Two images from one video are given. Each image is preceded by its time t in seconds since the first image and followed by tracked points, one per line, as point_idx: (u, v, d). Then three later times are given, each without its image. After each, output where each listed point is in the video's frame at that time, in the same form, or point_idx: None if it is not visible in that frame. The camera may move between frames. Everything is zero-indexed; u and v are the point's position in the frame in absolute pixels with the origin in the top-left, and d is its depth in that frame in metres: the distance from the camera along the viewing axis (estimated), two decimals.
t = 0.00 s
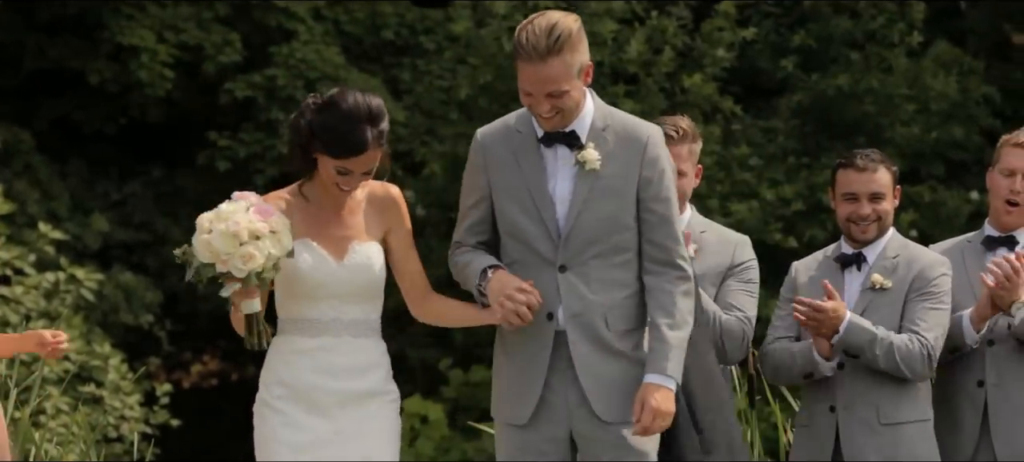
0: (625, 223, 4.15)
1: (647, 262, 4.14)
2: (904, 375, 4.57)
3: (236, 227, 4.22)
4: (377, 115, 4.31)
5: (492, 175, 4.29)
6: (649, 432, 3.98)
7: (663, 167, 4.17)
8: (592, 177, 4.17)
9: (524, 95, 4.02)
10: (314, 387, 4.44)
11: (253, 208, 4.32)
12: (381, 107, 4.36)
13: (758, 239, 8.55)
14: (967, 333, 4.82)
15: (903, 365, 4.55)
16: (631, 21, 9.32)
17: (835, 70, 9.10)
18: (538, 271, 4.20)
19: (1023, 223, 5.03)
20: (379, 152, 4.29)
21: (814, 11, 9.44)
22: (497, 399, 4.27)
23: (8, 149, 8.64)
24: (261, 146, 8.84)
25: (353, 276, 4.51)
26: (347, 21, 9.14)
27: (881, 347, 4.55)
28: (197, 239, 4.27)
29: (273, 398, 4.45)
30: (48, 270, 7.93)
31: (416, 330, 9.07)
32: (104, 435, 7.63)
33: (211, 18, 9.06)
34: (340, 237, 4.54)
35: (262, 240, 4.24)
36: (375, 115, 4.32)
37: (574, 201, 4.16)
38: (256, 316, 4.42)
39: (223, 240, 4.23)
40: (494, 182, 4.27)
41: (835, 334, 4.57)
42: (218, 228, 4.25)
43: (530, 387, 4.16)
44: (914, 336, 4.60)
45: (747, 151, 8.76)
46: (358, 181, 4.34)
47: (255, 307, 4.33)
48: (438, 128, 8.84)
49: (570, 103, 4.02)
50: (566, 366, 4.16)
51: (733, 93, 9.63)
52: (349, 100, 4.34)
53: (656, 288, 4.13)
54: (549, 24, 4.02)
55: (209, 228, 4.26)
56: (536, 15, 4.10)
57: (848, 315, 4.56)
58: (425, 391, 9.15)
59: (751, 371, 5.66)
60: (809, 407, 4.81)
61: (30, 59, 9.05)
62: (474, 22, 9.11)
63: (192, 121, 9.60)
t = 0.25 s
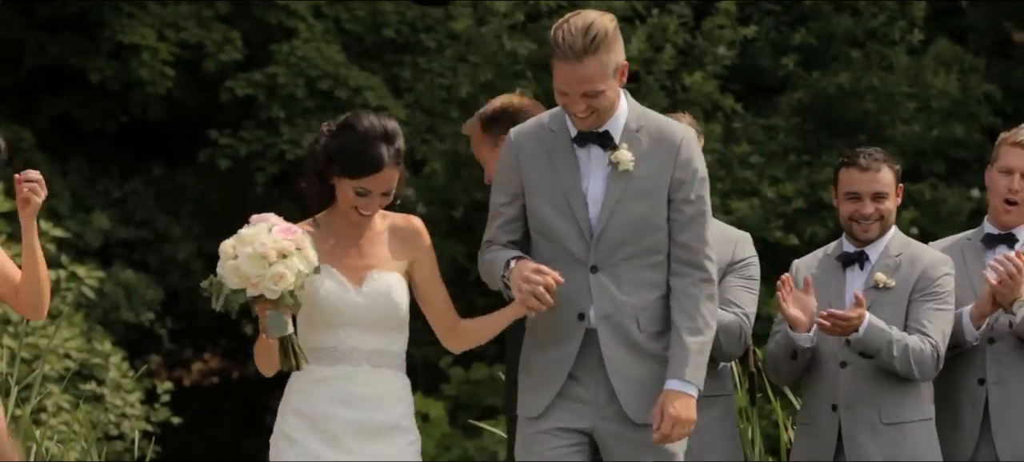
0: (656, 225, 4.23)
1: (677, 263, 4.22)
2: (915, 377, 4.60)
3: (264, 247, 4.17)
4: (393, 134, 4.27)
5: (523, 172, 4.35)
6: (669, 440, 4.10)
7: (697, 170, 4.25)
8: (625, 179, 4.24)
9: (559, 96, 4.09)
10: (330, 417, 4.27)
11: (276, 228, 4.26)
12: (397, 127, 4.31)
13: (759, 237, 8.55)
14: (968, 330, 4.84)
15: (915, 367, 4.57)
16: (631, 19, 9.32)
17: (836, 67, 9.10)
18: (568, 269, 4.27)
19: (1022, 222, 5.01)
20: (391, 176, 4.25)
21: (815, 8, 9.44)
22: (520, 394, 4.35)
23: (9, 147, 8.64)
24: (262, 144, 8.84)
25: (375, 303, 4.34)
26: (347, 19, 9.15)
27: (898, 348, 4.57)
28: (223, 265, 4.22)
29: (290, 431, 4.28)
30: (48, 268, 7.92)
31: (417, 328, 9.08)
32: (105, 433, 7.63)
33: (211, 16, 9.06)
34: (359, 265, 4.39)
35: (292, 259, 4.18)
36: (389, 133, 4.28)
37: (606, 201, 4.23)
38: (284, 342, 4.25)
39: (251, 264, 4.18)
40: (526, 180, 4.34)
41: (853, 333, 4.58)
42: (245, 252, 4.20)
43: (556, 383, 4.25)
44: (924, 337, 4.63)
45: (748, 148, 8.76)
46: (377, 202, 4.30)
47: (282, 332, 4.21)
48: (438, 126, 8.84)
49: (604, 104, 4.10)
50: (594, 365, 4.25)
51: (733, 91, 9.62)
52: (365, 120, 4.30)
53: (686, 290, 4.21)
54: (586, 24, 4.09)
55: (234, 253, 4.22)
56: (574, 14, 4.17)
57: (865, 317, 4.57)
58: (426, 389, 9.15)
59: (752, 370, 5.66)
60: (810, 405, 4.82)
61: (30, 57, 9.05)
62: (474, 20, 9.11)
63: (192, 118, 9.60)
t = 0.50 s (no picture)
0: (669, 228, 4.09)
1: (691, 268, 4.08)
2: (913, 372, 4.59)
3: (279, 255, 4.10)
4: (428, 149, 4.22)
5: (536, 175, 4.24)
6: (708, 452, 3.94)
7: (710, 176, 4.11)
8: (637, 181, 4.11)
9: (574, 97, 4.01)
10: (349, 420, 4.24)
11: (295, 234, 4.20)
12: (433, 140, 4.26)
13: (759, 235, 8.55)
14: (971, 331, 4.83)
15: (915, 362, 4.57)
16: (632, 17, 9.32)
17: (836, 65, 9.10)
18: (579, 272, 4.14)
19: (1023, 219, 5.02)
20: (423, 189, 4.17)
21: (815, 6, 9.44)
22: (531, 402, 4.22)
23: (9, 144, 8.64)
24: (262, 141, 8.84)
25: (397, 312, 4.32)
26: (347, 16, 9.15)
27: (894, 341, 4.56)
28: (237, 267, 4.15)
29: (306, 430, 4.25)
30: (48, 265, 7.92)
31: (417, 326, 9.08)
32: (105, 430, 7.62)
33: (211, 13, 9.06)
34: (383, 271, 4.37)
35: (306, 268, 4.11)
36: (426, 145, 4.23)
37: (617, 204, 4.10)
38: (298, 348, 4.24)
39: (266, 269, 4.11)
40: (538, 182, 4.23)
41: (848, 325, 4.58)
42: (259, 257, 4.13)
43: (565, 388, 4.12)
44: (923, 333, 4.61)
45: (748, 146, 8.75)
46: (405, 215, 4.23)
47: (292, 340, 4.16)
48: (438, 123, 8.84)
49: (620, 102, 4.00)
50: (604, 370, 4.11)
51: (733, 89, 9.62)
52: (400, 131, 4.24)
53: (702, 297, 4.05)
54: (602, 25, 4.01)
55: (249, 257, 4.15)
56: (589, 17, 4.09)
57: (861, 309, 4.57)
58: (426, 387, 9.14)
59: (753, 370, 5.66)
60: (811, 402, 4.82)
61: (30, 54, 9.05)
62: (475, 18, 9.11)
63: (192, 116, 9.59)
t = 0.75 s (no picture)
0: (664, 252, 3.91)
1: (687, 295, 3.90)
2: (909, 367, 4.59)
3: (308, 228, 3.94)
4: (434, 133, 4.10)
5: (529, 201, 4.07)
6: None
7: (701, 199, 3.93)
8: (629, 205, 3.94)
9: (562, 123, 3.86)
10: (355, 411, 4.04)
11: (321, 213, 4.03)
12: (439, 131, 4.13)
13: (757, 230, 8.55)
14: (966, 324, 4.84)
15: (908, 356, 4.57)
16: (631, 12, 9.32)
17: (835, 60, 9.09)
18: (573, 298, 3.97)
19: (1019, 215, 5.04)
20: (433, 175, 4.05)
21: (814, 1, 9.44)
22: (525, 427, 4.02)
23: (8, 139, 8.63)
24: (260, 136, 8.84)
25: (401, 301, 4.13)
26: (346, 11, 9.15)
27: (887, 337, 4.57)
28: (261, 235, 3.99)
29: (313, 428, 4.03)
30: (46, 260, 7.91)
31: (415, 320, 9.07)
32: (104, 425, 7.62)
33: (210, 8, 9.05)
34: (386, 261, 4.18)
35: (329, 247, 3.96)
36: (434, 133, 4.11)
37: (612, 227, 3.92)
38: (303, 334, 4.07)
39: (292, 241, 3.95)
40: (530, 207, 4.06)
41: (838, 323, 4.62)
42: (286, 228, 3.97)
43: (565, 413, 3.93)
44: (918, 328, 4.61)
45: (747, 140, 8.74)
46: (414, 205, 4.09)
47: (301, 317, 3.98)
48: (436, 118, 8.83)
49: (609, 124, 3.84)
50: (602, 397, 3.93)
51: (731, 84, 9.62)
52: (412, 119, 4.12)
53: (700, 323, 3.88)
54: (585, 49, 3.86)
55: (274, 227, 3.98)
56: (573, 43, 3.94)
57: (850, 307, 4.62)
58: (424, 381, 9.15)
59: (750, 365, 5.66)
60: (809, 398, 4.83)
61: (29, 49, 9.04)
62: (474, 12, 9.11)
63: (191, 110, 9.59)
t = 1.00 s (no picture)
0: (660, 246, 3.83)
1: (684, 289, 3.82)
2: (902, 362, 4.46)
3: (352, 229, 3.84)
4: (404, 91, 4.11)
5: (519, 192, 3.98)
6: None
7: (697, 193, 3.85)
8: (625, 198, 3.85)
9: (554, 119, 3.78)
10: (365, 405, 3.97)
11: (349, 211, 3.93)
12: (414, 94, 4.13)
13: (756, 221, 8.56)
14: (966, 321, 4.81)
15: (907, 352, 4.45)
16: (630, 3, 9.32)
17: (834, 52, 9.09)
18: (565, 291, 3.87)
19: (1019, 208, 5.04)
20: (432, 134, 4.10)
21: None
22: (515, 419, 3.94)
23: (6, 130, 8.63)
24: (258, 128, 8.83)
25: (408, 289, 4.06)
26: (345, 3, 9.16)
27: (880, 334, 4.44)
28: (301, 243, 3.85)
29: (320, 421, 3.97)
30: (46, 252, 7.92)
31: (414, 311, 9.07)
32: (103, 416, 7.63)
33: None
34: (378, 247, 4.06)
35: (367, 242, 3.87)
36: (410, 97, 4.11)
37: (607, 220, 3.83)
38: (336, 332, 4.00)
39: (335, 242, 3.84)
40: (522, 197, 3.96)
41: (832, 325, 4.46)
42: (327, 229, 3.85)
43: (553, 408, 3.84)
44: (910, 323, 4.49)
45: (745, 132, 8.74)
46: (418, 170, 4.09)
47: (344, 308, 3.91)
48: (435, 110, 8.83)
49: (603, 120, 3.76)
50: (595, 392, 3.85)
51: (730, 76, 9.63)
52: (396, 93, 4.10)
53: (694, 317, 3.81)
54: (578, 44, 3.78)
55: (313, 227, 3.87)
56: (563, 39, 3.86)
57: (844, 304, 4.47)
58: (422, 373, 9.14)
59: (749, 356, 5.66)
60: (807, 391, 4.74)
61: (27, 40, 9.04)
62: (473, 4, 9.11)
63: (189, 102, 9.58)
